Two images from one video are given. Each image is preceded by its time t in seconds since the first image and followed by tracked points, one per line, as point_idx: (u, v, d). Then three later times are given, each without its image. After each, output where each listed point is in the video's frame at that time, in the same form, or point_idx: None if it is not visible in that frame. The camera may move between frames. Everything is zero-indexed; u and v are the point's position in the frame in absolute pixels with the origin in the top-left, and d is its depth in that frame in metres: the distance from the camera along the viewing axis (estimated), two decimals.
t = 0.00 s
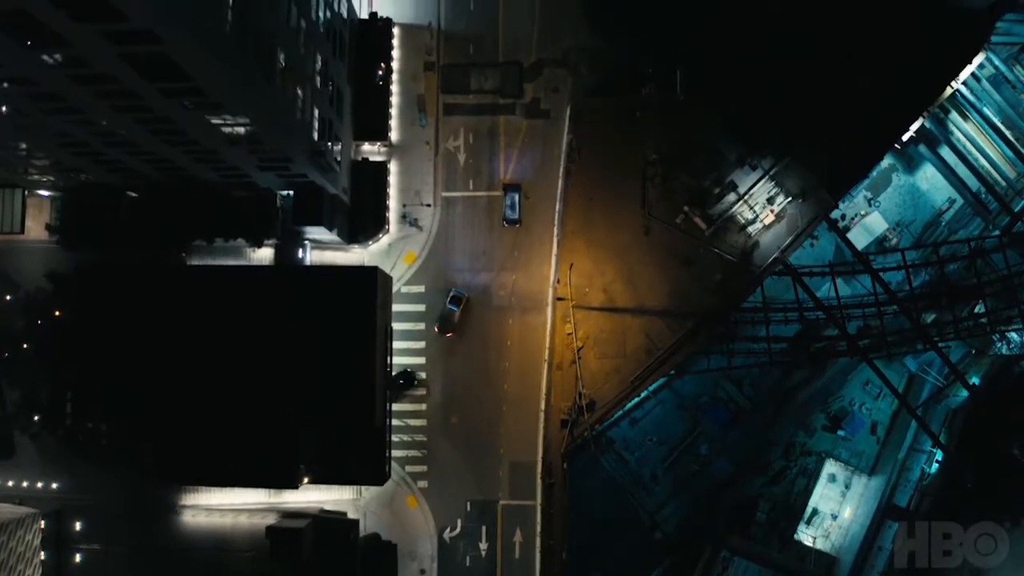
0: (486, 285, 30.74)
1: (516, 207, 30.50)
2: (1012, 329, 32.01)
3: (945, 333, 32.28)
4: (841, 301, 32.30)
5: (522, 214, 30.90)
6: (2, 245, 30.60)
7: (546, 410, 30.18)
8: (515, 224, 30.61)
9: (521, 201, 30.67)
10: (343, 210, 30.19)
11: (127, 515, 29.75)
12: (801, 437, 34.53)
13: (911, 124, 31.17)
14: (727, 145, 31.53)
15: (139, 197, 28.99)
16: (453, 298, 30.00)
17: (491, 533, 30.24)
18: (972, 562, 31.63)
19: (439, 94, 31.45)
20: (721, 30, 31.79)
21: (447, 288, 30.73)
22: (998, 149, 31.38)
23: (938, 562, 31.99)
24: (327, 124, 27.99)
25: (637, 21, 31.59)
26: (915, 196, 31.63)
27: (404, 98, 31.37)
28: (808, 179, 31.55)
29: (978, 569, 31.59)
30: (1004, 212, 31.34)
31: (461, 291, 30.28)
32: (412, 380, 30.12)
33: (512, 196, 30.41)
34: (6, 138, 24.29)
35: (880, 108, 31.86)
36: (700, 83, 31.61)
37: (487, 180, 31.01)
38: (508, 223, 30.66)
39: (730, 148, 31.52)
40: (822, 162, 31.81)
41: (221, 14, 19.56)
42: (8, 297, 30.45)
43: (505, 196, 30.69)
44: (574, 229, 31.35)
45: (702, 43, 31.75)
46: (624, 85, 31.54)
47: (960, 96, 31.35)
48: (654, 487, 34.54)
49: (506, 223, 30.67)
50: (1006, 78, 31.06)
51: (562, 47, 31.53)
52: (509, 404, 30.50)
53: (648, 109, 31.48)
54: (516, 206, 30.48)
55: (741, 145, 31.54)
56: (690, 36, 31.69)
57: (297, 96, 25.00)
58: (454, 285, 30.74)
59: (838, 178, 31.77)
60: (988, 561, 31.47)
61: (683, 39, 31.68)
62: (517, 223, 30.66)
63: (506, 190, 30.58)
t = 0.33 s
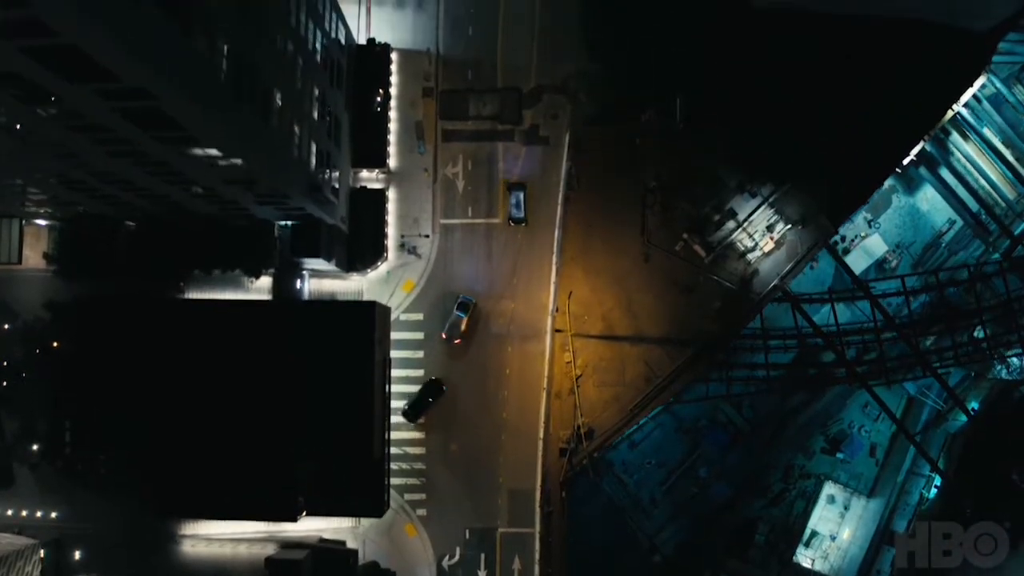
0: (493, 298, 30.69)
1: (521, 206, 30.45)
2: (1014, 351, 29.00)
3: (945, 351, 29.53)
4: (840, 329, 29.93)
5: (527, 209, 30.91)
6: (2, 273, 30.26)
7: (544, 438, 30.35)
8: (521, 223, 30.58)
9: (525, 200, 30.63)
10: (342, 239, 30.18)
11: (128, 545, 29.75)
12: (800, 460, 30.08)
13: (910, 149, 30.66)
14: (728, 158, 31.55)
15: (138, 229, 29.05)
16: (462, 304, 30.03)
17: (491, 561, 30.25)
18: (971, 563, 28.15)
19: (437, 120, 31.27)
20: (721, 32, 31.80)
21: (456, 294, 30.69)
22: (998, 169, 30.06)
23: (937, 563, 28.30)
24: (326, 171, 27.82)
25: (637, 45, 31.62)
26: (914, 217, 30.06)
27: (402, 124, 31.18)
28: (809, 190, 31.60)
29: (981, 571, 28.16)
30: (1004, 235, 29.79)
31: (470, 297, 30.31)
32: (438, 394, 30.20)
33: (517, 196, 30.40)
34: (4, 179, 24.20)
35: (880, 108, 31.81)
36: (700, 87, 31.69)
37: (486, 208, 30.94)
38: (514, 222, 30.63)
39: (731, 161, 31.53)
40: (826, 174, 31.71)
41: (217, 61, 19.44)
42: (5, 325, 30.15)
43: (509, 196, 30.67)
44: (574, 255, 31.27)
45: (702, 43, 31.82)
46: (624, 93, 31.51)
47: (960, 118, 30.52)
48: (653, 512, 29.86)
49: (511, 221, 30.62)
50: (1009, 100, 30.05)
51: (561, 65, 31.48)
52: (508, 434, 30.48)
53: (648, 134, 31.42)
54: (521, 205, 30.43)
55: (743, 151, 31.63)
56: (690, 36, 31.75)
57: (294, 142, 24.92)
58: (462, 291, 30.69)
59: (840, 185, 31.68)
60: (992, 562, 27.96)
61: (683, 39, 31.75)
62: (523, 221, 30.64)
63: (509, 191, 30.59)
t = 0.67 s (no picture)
0: (501, 308, 30.73)
1: (525, 209, 30.36)
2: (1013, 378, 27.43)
3: (944, 384, 27.94)
4: (839, 365, 28.90)
5: (526, 238, 30.83)
6: None
7: (543, 473, 30.52)
8: (524, 223, 30.39)
9: (529, 203, 30.55)
10: (342, 274, 30.23)
11: None
12: (798, 489, 28.33)
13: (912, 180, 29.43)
14: (729, 166, 31.44)
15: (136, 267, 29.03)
16: (469, 314, 30.10)
17: None
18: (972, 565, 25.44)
19: (435, 153, 31.13)
20: (720, 33, 31.38)
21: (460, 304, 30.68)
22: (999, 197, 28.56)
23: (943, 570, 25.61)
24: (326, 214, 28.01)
25: (636, 77, 31.46)
26: (914, 246, 28.76)
27: (401, 157, 31.14)
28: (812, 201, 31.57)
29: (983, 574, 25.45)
30: (1004, 264, 28.26)
31: (476, 307, 30.34)
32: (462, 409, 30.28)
33: (520, 199, 30.36)
34: None
35: (880, 108, 31.37)
36: (700, 86, 31.48)
37: (484, 243, 30.82)
38: (517, 226, 30.52)
39: (732, 170, 31.42)
40: (827, 182, 31.59)
41: (214, 124, 19.42)
42: (4, 361, 29.64)
43: (513, 200, 30.62)
44: (573, 290, 31.03)
45: (702, 43, 31.51)
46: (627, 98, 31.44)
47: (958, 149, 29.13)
48: (653, 541, 29.10)
49: (515, 224, 30.49)
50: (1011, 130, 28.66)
51: (562, 85, 31.41)
52: (507, 469, 30.61)
53: (647, 166, 31.21)
54: (525, 207, 30.35)
55: (743, 154, 31.49)
56: (690, 36, 31.51)
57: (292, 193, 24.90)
58: (467, 301, 30.69)
59: (842, 188, 31.54)
60: (993, 563, 25.19)
61: (683, 38, 31.54)
62: (527, 224, 30.50)
63: (514, 195, 30.55)
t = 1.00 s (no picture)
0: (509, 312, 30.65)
1: (526, 213, 30.20)
2: (1012, 410, 28.34)
3: (945, 413, 29.00)
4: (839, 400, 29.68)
5: (525, 276, 30.73)
6: None
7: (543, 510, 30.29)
8: (524, 227, 30.17)
9: (531, 206, 30.40)
10: (339, 314, 30.11)
11: None
12: (797, 518, 30.22)
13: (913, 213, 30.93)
14: (729, 166, 31.38)
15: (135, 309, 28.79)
16: (474, 325, 30.10)
17: None
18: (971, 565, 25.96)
19: (434, 190, 30.99)
20: (719, 32, 31.31)
21: (465, 314, 30.67)
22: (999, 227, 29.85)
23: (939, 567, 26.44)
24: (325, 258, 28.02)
25: (635, 111, 31.36)
26: (913, 276, 30.20)
27: (399, 194, 30.98)
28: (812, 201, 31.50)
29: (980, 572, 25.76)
30: (1005, 297, 29.54)
31: (482, 316, 30.40)
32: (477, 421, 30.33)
33: (523, 203, 30.19)
34: None
35: (880, 108, 31.50)
36: (700, 86, 31.32)
37: (483, 281, 30.72)
38: (519, 231, 30.35)
39: (732, 171, 31.37)
40: (827, 182, 31.50)
41: (208, 186, 19.22)
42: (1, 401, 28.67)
43: (515, 204, 30.48)
44: (571, 330, 30.88)
45: (702, 43, 31.37)
46: (626, 102, 31.39)
47: (959, 180, 30.47)
48: (653, 572, 31.23)
49: (516, 229, 30.35)
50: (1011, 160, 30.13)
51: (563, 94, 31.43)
52: (506, 507, 30.53)
53: (645, 204, 31.05)
54: (526, 212, 30.18)
55: (743, 154, 31.43)
56: (690, 36, 31.36)
57: (288, 242, 24.57)
58: (472, 312, 30.68)
59: (842, 187, 31.49)
60: (993, 563, 25.46)
61: (683, 38, 31.39)
62: (529, 230, 30.30)
63: (515, 199, 30.38)
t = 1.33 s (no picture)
0: (514, 317, 30.69)
1: (527, 215, 29.99)
2: (1010, 443, 27.78)
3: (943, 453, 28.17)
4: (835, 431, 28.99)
5: (522, 315, 30.69)
6: None
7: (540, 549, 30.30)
8: (525, 231, 29.93)
9: (531, 209, 30.19)
10: (336, 358, 30.28)
11: None
12: (795, 549, 29.52)
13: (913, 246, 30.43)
14: (729, 166, 31.30)
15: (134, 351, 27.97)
16: (479, 332, 30.00)
17: None
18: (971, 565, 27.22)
19: (431, 229, 30.88)
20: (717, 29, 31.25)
21: (469, 322, 30.61)
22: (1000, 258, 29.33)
23: None
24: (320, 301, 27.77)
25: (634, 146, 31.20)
26: (914, 305, 29.39)
27: (396, 233, 30.89)
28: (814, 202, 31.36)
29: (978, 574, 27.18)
30: (1003, 330, 28.89)
31: (486, 323, 30.30)
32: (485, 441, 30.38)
33: (523, 205, 30.00)
34: None
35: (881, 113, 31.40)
36: (700, 86, 31.21)
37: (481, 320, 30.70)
38: (519, 234, 30.06)
39: (732, 171, 31.29)
40: (827, 182, 31.37)
41: (199, 264, 19.12)
42: None
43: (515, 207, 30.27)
44: (570, 368, 30.76)
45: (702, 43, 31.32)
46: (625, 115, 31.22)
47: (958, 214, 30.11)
48: None
49: (517, 234, 30.08)
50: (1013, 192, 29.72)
51: (566, 108, 31.32)
52: (504, 546, 30.65)
53: (642, 243, 30.93)
54: (526, 215, 29.98)
55: (743, 154, 31.33)
56: (690, 36, 31.31)
57: (283, 295, 24.28)
58: (474, 318, 30.61)
59: (842, 188, 31.38)
60: (993, 564, 27.09)
61: (683, 39, 31.32)
62: (529, 233, 30.00)
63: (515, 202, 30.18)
